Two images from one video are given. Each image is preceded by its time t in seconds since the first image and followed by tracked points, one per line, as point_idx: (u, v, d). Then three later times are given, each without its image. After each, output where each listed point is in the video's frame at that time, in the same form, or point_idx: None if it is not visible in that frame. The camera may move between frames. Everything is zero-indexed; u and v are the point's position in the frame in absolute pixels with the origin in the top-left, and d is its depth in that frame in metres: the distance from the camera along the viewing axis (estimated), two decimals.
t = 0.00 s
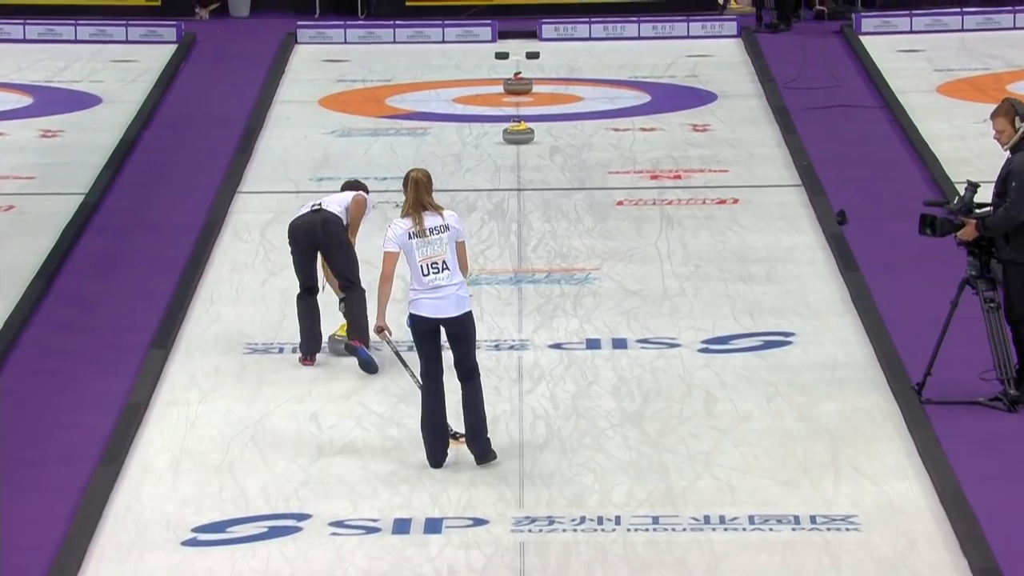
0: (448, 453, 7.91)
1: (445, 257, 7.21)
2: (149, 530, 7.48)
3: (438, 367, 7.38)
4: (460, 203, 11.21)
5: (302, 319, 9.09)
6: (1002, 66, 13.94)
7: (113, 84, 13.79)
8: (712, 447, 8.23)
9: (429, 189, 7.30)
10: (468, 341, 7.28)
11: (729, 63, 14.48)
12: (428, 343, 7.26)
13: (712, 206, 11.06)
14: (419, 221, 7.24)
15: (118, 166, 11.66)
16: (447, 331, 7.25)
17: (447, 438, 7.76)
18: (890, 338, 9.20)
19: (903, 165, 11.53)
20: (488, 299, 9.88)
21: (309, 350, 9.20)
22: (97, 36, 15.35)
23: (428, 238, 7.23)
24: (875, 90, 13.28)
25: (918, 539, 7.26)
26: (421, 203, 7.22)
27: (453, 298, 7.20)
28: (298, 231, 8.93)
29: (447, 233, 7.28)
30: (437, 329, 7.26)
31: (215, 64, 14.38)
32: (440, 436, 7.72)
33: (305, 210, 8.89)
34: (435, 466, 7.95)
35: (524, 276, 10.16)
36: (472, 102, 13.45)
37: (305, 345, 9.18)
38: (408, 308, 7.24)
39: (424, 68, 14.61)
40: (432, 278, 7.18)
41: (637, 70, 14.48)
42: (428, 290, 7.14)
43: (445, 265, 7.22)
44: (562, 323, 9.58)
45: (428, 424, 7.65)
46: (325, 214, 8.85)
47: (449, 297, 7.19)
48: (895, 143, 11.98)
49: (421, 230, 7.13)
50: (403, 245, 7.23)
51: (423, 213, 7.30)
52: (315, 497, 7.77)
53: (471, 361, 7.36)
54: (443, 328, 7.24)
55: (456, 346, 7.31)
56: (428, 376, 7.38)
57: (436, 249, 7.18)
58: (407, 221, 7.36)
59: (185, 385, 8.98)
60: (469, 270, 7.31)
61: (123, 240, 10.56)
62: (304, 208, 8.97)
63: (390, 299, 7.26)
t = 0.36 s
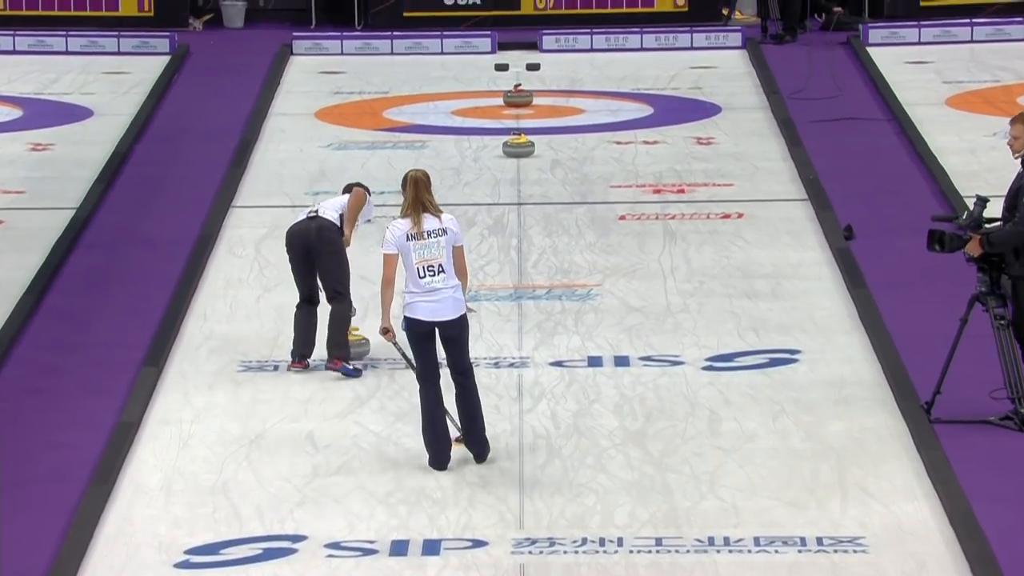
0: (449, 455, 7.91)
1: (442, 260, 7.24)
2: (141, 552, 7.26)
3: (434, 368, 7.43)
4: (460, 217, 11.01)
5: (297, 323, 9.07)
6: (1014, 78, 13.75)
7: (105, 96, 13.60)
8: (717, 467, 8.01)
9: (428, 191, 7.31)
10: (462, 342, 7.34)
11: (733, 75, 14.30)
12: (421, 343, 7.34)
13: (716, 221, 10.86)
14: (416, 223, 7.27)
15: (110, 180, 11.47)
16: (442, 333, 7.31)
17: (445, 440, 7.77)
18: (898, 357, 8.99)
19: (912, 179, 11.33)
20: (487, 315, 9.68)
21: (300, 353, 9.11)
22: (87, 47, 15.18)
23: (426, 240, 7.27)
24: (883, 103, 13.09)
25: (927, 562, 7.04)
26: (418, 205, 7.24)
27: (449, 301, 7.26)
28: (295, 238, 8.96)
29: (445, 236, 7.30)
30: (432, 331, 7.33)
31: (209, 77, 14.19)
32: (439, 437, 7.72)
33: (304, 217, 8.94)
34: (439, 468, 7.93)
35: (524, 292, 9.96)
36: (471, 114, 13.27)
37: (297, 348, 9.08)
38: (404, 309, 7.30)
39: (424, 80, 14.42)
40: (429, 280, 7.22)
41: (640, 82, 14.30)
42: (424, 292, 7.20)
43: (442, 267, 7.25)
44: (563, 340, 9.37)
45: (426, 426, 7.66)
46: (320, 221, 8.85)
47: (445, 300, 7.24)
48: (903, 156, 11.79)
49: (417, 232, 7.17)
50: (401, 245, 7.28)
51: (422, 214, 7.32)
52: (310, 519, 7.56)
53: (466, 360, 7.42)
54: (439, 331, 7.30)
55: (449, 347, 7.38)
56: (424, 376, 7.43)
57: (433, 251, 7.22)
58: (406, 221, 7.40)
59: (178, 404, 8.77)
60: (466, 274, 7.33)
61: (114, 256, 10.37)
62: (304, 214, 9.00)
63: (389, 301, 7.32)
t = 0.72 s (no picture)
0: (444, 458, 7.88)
1: (439, 262, 7.27)
2: None
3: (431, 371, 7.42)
4: (459, 232, 10.83)
5: (293, 327, 9.02)
6: None
7: (96, 109, 13.42)
8: (721, 487, 7.81)
9: (422, 194, 7.35)
10: (461, 345, 7.38)
11: (737, 88, 14.12)
12: (422, 348, 7.30)
13: (720, 236, 10.67)
14: (414, 226, 7.29)
15: (101, 195, 11.28)
16: (442, 337, 7.31)
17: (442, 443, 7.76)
18: (906, 376, 8.79)
19: (919, 194, 11.16)
20: (486, 333, 9.48)
21: (295, 358, 9.05)
22: (78, 59, 14.95)
23: (423, 242, 7.29)
24: (890, 116, 12.92)
25: None
26: (415, 207, 7.25)
27: (449, 303, 7.27)
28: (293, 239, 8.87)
29: (440, 239, 7.35)
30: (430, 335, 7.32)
31: (202, 90, 14.00)
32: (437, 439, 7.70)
33: (305, 217, 8.84)
34: (433, 472, 7.89)
35: (524, 309, 9.76)
36: (470, 128, 13.10)
37: (291, 353, 9.03)
38: (403, 314, 7.26)
39: (422, 93, 14.25)
40: (428, 282, 7.24)
41: (642, 95, 14.12)
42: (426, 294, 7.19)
43: (439, 270, 7.28)
44: (564, 358, 9.18)
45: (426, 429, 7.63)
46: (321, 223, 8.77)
47: (445, 302, 7.25)
48: (910, 171, 11.61)
49: (417, 234, 7.18)
50: (398, 249, 7.26)
51: (416, 217, 7.34)
52: (304, 540, 7.35)
53: (465, 362, 7.47)
54: (438, 334, 7.29)
55: (447, 350, 7.40)
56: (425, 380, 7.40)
57: (431, 253, 7.25)
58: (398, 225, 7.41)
59: (171, 423, 8.56)
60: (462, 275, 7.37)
61: (105, 272, 10.17)
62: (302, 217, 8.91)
63: (387, 306, 7.28)
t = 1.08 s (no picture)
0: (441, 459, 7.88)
1: (440, 263, 7.24)
2: None
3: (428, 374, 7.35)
4: (458, 247, 10.68)
5: (298, 329, 8.99)
6: None
7: (88, 123, 13.27)
8: (725, 507, 7.63)
9: (420, 195, 7.30)
10: (454, 349, 7.28)
11: (740, 101, 13.98)
12: (417, 354, 7.25)
13: (724, 251, 10.51)
14: (415, 226, 7.25)
15: (94, 211, 11.12)
16: (441, 340, 7.24)
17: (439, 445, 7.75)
18: (914, 394, 8.62)
19: (927, 209, 11.01)
20: (486, 350, 9.32)
21: (307, 362, 9.03)
22: (71, 72, 14.77)
23: (423, 243, 7.26)
24: (897, 130, 12.78)
25: None
26: (418, 207, 7.23)
27: (449, 304, 7.23)
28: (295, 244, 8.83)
29: (440, 240, 7.34)
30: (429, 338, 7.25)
31: (197, 104, 13.86)
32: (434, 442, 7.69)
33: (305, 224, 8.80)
34: (433, 475, 7.90)
35: (524, 326, 9.60)
36: (470, 141, 12.95)
37: (303, 357, 8.99)
38: (403, 316, 7.20)
39: (421, 106, 14.11)
40: (429, 283, 7.19)
41: (644, 108, 13.98)
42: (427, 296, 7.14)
43: (439, 271, 7.24)
44: (565, 376, 9.01)
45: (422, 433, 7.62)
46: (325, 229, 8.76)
47: (445, 304, 7.21)
48: (918, 186, 11.46)
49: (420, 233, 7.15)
50: (399, 250, 7.21)
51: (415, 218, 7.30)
52: (300, 561, 7.17)
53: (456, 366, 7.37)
54: (435, 336, 7.22)
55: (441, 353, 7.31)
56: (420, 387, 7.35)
57: (432, 254, 7.22)
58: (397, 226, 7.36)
59: (164, 442, 8.39)
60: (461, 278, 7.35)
61: (99, 289, 10.01)
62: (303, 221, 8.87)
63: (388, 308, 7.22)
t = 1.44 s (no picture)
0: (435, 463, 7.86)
1: (435, 265, 7.21)
2: None
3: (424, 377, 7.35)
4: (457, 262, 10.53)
5: (291, 328, 9.04)
6: None
7: (81, 135, 13.12)
8: (729, 527, 7.46)
9: (421, 198, 7.32)
10: (448, 351, 7.31)
11: (743, 113, 13.84)
12: (415, 356, 7.22)
13: (727, 266, 10.35)
14: (411, 227, 7.25)
15: (86, 225, 10.96)
16: (436, 342, 7.23)
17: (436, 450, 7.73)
18: (921, 412, 8.46)
19: (934, 223, 10.86)
20: (485, 366, 9.16)
21: (296, 361, 9.06)
22: (63, 84, 14.62)
23: (420, 245, 7.24)
24: (903, 142, 12.63)
25: None
26: (412, 208, 7.23)
27: (444, 308, 7.20)
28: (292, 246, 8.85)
29: (438, 242, 7.28)
30: (425, 340, 7.23)
31: (191, 116, 13.71)
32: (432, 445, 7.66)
33: (301, 228, 8.80)
34: (428, 478, 7.89)
35: (524, 341, 9.44)
36: (469, 154, 12.81)
37: (293, 357, 9.05)
38: (399, 319, 7.21)
39: (420, 118, 13.97)
40: (422, 285, 7.17)
41: (646, 120, 13.84)
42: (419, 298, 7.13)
43: (435, 274, 7.21)
44: (565, 393, 8.84)
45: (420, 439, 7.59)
46: (321, 233, 8.74)
47: (439, 307, 7.18)
48: (925, 200, 11.31)
49: (412, 235, 7.14)
50: (395, 250, 7.23)
51: (414, 220, 7.31)
52: None
53: (447, 366, 7.41)
54: (433, 339, 7.21)
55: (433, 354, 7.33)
56: (420, 390, 7.33)
57: (427, 256, 7.20)
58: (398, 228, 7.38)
59: (158, 460, 8.22)
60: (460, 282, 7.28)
61: (91, 305, 9.85)
62: (300, 223, 8.87)
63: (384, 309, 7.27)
